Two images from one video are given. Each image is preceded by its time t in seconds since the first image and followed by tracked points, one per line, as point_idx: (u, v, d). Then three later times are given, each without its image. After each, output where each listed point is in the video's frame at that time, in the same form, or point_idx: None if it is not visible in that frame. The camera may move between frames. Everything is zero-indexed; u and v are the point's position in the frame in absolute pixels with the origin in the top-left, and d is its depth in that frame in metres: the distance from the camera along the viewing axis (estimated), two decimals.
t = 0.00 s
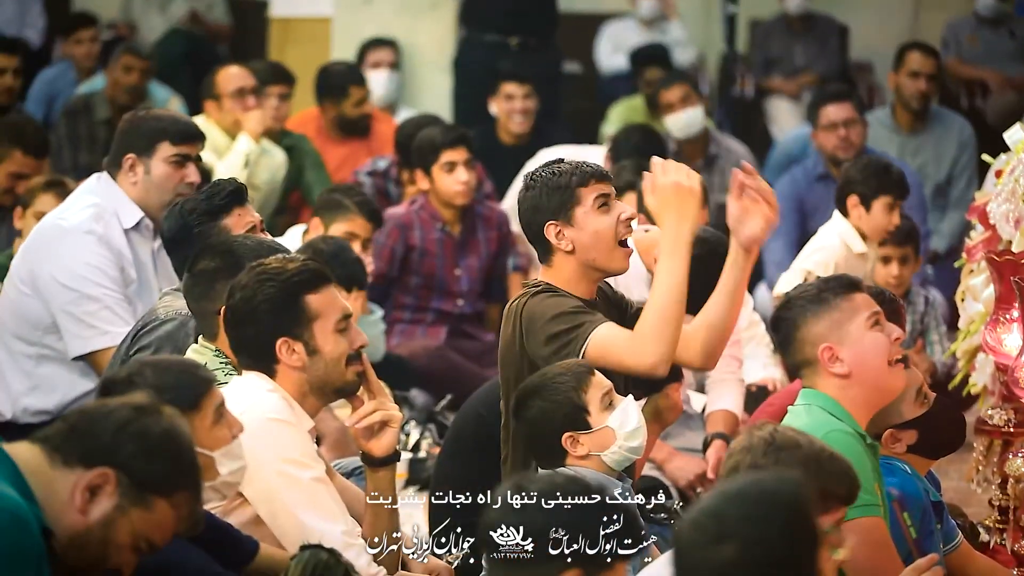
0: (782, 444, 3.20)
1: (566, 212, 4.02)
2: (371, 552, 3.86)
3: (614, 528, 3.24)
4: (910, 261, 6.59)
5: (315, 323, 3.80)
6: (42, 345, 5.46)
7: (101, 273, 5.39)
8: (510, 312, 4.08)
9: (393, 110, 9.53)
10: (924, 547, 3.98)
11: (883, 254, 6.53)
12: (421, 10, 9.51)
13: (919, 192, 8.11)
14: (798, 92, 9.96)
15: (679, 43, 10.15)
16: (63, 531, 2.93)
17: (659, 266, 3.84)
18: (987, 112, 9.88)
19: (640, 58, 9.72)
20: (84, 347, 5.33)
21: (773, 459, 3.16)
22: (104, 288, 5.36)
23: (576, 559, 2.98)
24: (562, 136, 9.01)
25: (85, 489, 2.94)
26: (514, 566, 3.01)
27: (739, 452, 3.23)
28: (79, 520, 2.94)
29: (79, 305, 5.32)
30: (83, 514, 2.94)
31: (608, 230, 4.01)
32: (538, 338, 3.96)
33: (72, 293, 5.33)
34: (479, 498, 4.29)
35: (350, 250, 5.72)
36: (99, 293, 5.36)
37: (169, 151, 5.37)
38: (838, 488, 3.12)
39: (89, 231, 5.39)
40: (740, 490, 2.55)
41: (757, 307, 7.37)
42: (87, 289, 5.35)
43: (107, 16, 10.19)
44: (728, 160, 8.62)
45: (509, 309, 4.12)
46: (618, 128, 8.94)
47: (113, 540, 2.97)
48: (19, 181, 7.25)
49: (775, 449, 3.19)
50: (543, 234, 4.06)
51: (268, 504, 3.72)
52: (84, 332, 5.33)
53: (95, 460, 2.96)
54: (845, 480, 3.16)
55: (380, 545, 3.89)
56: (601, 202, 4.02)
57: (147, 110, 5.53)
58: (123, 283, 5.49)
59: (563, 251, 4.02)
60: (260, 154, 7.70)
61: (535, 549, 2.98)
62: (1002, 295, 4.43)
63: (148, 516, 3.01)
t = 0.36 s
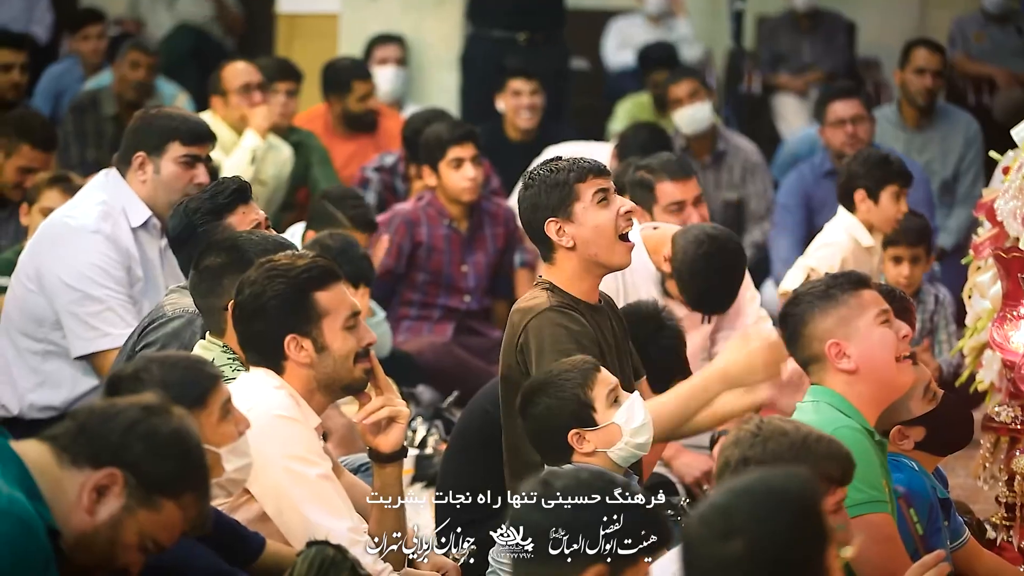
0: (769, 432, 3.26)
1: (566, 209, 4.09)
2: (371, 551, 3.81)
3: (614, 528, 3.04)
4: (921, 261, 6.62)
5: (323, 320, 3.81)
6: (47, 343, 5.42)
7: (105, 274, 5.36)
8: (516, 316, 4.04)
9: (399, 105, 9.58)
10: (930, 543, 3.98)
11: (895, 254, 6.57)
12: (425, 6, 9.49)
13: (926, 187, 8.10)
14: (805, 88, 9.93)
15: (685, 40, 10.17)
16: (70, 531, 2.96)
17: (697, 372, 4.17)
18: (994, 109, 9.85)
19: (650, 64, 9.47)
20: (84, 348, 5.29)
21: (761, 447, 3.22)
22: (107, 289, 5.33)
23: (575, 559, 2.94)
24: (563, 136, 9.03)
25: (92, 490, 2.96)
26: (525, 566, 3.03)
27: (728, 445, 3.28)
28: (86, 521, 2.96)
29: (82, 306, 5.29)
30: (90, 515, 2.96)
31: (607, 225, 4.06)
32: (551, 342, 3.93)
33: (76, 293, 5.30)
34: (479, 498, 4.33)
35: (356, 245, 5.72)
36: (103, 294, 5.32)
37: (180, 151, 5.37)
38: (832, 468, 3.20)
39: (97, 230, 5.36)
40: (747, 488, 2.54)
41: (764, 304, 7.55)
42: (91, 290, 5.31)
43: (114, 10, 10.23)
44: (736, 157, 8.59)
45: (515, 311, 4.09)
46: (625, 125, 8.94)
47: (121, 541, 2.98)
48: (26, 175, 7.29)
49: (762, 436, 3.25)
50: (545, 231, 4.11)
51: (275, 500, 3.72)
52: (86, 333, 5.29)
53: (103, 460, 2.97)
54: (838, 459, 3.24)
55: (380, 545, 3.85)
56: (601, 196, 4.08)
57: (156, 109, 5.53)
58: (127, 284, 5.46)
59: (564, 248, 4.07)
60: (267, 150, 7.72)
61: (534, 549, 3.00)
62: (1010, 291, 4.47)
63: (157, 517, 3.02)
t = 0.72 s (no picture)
0: (762, 428, 3.25)
1: (582, 209, 4.10)
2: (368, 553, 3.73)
3: (614, 528, 2.95)
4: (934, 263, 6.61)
5: (333, 319, 3.82)
6: (55, 345, 5.41)
7: (112, 280, 5.34)
8: (531, 320, 4.07)
9: (409, 104, 9.55)
10: (940, 542, 3.98)
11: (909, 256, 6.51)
12: (437, 3, 9.43)
13: (936, 185, 8.07)
14: (815, 87, 9.96)
15: (695, 39, 10.14)
16: (79, 532, 2.97)
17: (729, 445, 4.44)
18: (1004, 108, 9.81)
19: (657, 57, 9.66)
20: (88, 353, 5.27)
21: (755, 442, 3.21)
22: (111, 296, 5.31)
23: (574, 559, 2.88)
24: (575, 133, 9.04)
25: (102, 490, 2.96)
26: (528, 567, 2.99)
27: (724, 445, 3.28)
28: (96, 521, 2.97)
29: (86, 312, 5.27)
30: (99, 515, 2.97)
31: (624, 224, 4.08)
32: (565, 346, 3.96)
33: (81, 298, 5.29)
34: (479, 498, 4.36)
35: (366, 245, 5.73)
36: (109, 300, 5.30)
37: (188, 152, 5.37)
38: (825, 458, 3.19)
39: (106, 235, 5.35)
40: (758, 487, 2.54)
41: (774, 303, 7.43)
42: (97, 296, 5.29)
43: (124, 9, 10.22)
44: (747, 156, 8.53)
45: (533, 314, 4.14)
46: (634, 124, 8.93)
47: (131, 542, 2.98)
48: (38, 173, 7.28)
49: (756, 433, 3.24)
50: (562, 232, 4.13)
51: (285, 499, 3.72)
52: (89, 339, 5.27)
53: (113, 460, 2.98)
54: (833, 449, 3.23)
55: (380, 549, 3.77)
56: (617, 196, 4.10)
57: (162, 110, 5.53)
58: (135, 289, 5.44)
59: (582, 247, 4.08)
60: (276, 149, 7.59)
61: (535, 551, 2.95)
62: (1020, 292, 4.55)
63: (167, 517, 3.02)
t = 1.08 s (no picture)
0: (759, 433, 3.29)
1: (605, 212, 4.16)
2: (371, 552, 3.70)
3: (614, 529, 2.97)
4: (949, 266, 6.60)
5: (344, 321, 3.81)
6: (72, 348, 5.43)
7: (130, 284, 5.31)
8: (549, 324, 4.14)
9: (422, 107, 9.43)
10: (951, 545, 3.98)
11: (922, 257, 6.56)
12: (450, 6, 9.33)
13: (950, 186, 8.04)
14: (828, 89, 9.95)
15: (708, 41, 10.15)
16: (93, 533, 2.99)
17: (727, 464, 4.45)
18: (1017, 111, 9.82)
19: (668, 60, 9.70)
20: (112, 357, 5.28)
21: (754, 448, 3.25)
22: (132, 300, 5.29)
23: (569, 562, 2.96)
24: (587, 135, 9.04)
25: (114, 490, 2.97)
26: None
27: (724, 454, 3.32)
28: (109, 521, 2.97)
29: (107, 318, 5.27)
30: (112, 515, 2.97)
31: (645, 227, 4.13)
32: (583, 347, 4.01)
33: (99, 303, 5.28)
34: (479, 498, 4.40)
35: (379, 247, 5.73)
36: (129, 305, 5.29)
37: (199, 157, 5.33)
38: (826, 456, 3.23)
39: (120, 241, 5.32)
40: (780, 487, 2.58)
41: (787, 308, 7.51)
42: (116, 301, 5.28)
43: (138, 13, 10.30)
44: (759, 158, 8.52)
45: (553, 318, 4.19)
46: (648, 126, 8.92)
47: (142, 542, 2.98)
48: (52, 173, 7.26)
49: (753, 439, 3.27)
50: (583, 235, 4.19)
51: (298, 501, 3.73)
52: (111, 343, 5.28)
53: (124, 461, 2.98)
54: (832, 446, 3.26)
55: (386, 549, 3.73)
56: (639, 200, 4.15)
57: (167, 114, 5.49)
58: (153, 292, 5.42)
59: (603, 251, 4.14)
60: (289, 152, 7.60)
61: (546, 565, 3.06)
62: None
63: (178, 516, 3.01)
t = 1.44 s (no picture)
0: (759, 441, 3.29)
1: (625, 215, 4.22)
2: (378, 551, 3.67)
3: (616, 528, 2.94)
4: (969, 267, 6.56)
5: (364, 323, 3.81)
6: (95, 355, 5.22)
7: (158, 292, 5.06)
8: (572, 325, 4.19)
9: (439, 109, 9.43)
10: (971, 548, 3.95)
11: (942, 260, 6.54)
12: (469, 8, 9.38)
13: (967, 190, 8.01)
14: (846, 92, 9.91)
15: (725, 44, 10.21)
16: (111, 536, 2.98)
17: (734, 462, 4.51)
18: None
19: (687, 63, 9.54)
20: (143, 366, 5.06)
21: (757, 457, 3.26)
22: (161, 307, 5.03)
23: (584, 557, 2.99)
24: (606, 135, 9.08)
25: (133, 493, 2.96)
26: None
27: (726, 468, 3.32)
28: (127, 524, 2.96)
29: (134, 327, 5.03)
30: (130, 519, 2.96)
31: (666, 230, 4.19)
32: (607, 349, 4.06)
33: (124, 312, 5.04)
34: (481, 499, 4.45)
35: (399, 249, 5.72)
36: (158, 313, 5.03)
37: (222, 181, 5.01)
38: (832, 453, 3.28)
39: (146, 249, 5.06)
40: (805, 486, 2.56)
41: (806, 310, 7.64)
42: (144, 310, 5.03)
43: (161, 16, 10.88)
44: (777, 160, 8.46)
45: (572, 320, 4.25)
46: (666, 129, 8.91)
47: (160, 545, 2.97)
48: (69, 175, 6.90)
49: (755, 449, 3.28)
50: (604, 237, 4.25)
51: (316, 503, 3.71)
52: (139, 352, 5.05)
53: (143, 465, 2.97)
54: (833, 443, 3.31)
55: (397, 545, 3.70)
56: (659, 202, 4.21)
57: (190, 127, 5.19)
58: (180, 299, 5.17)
59: (623, 252, 4.20)
60: (308, 155, 7.60)
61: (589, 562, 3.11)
62: None
63: (196, 519, 3.00)
